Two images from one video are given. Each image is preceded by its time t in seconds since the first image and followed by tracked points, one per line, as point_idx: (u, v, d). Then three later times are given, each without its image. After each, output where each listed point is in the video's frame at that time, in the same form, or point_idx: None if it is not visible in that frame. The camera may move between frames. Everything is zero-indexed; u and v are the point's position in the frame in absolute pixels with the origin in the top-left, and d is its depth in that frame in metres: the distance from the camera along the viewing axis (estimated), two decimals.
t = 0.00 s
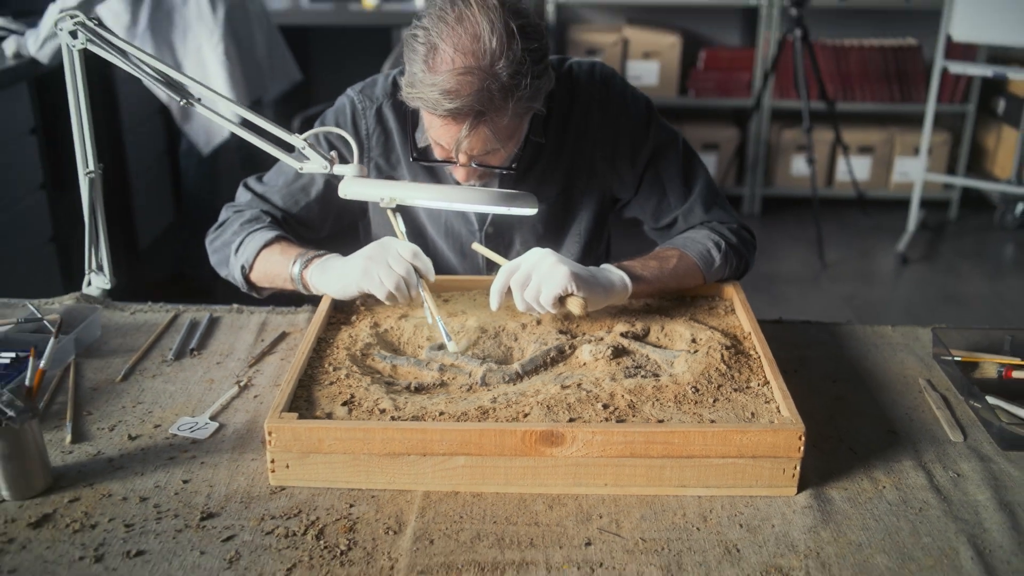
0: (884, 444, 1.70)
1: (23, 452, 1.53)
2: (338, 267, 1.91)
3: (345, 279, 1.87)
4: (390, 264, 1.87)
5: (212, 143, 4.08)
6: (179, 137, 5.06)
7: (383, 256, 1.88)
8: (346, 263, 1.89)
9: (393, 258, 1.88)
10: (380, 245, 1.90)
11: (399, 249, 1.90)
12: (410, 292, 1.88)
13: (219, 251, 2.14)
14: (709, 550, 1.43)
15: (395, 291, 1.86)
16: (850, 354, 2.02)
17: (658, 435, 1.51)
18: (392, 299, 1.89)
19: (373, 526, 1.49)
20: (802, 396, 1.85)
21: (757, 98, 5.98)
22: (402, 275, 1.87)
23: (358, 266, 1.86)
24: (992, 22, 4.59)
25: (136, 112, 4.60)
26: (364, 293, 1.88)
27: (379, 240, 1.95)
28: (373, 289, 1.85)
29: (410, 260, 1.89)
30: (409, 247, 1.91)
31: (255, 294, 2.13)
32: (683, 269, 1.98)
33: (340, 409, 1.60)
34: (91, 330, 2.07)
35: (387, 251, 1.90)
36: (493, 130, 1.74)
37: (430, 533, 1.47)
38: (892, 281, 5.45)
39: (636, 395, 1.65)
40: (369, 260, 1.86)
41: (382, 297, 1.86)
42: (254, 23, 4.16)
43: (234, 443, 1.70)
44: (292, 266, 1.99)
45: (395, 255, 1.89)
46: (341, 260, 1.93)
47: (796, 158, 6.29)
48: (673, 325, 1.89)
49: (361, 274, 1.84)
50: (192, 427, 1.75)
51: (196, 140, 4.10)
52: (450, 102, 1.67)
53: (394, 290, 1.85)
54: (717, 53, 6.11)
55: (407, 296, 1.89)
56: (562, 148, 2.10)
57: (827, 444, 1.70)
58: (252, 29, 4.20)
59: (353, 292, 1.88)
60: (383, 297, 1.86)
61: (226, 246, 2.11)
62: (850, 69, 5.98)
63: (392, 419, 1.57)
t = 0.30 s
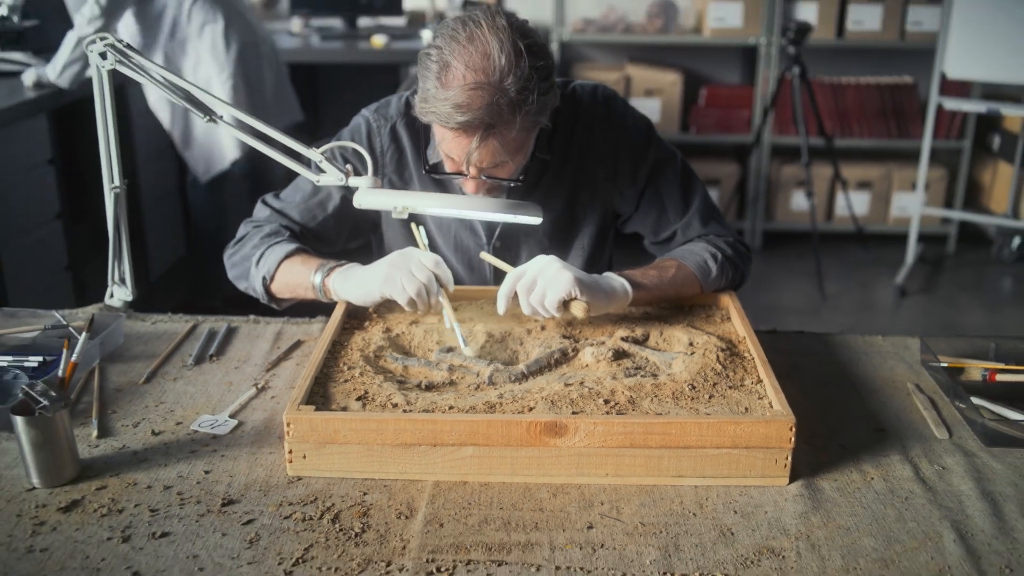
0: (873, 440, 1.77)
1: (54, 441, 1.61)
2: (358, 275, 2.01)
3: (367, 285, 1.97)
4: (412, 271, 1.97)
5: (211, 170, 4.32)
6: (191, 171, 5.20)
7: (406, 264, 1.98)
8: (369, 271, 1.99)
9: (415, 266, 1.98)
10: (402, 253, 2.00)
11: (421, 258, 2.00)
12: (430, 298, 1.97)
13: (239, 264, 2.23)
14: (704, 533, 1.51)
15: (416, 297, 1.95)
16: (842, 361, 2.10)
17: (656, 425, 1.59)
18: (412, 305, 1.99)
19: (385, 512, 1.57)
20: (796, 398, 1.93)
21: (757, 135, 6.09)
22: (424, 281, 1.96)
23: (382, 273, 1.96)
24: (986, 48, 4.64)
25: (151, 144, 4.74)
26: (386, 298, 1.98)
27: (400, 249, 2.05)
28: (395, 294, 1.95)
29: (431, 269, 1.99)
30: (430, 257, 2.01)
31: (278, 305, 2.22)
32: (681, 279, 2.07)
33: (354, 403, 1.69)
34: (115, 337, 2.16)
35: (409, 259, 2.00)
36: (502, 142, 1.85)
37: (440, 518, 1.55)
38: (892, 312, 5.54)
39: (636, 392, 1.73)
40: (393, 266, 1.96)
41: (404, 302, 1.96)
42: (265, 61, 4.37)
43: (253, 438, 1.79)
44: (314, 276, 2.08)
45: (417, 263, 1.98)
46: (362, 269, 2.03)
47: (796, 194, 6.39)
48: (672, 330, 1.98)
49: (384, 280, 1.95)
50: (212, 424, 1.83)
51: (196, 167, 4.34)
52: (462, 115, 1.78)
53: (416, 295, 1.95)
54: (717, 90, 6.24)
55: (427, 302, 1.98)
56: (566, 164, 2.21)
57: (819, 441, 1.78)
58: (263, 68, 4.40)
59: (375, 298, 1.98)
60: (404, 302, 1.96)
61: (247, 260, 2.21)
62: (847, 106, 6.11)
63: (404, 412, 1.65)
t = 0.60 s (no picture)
0: (867, 442, 1.84)
1: (82, 434, 1.69)
2: (372, 286, 2.10)
3: (383, 292, 2.06)
4: (424, 282, 2.05)
5: (223, 196, 4.49)
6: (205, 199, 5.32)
7: (419, 274, 2.06)
8: (383, 280, 2.08)
9: (426, 277, 2.06)
10: (415, 265, 2.09)
11: (433, 269, 2.08)
12: (439, 308, 2.06)
13: (257, 273, 2.32)
14: (703, 523, 1.57)
15: (426, 306, 2.04)
16: (839, 370, 2.17)
17: (657, 422, 1.66)
18: (423, 314, 2.07)
19: (397, 503, 1.64)
20: (793, 404, 2.00)
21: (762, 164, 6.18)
22: (434, 291, 2.05)
23: (395, 282, 2.05)
24: (988, 73, 4.72)
25: (169, 171, 4.86)
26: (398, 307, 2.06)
27: (414, 259, 2.14)
28: (407, 303, 2.03)
29: (442, 280, 2.07)
30: (442, 268, 2.09)
31: (291, 313, 2.30)
32: (682, 291, 2.15)
33: (368, 401, 1.76)
34: (138, 344, 2.25)
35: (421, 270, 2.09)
36: (513, 157, 1.94)
37: (450, 508, 1.62)
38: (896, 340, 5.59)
39: (638, 392, 1.80)
40: (406, 276, 2.04)
41: (414, 310, 2.04)
42: (281, 92, 4.52)
43: (271, 436, 1.86)
44: (329, 286, 2.17)
45: (429, 274, 2.07)
46: (377, 278, 2.12)
47: (801, 224, 6.41)
48: (674, 338, 2.05)
49: (396, 289, 2.03)
50: (232, 423, 1.91)
51: (208, 193, 4.51)
52: (476, 130, 1.87)
53: (426, 305, 2.03)
54: (723, 122, 6.34)
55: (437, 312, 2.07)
56: (573, 181, 2.30)
57: (815, 442, 1.84)
58: (279, 100, 4.54)
59: (387, 306, 2.06)
60: (415, 311, 2.04)
61: (264, 269, 2.30)
62: (851, 138, 6.20)
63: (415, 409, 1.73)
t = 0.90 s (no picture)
0: (861, 439, 1.92)
1: (112, 424, 1.79)
2: (389, 294, 2.20)
3: (397, 297, 2.16)
4: (438, 288, 2.15)
5: (241, 220, 4.62)
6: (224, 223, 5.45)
7: (433, 281, 2.16)
8: (399, 288, 2.18)
9: (441, 284, 2.16)
10: (429, 273, 2.19)
11: (446, 276, 2.19)
12: (454, 313, 2.16)
13: (279, 284, 2.43)
14: (700, 510, 1.65)
15: (441, 311, 2.13)
16: (836, 376, 2.25)
17: (657, 416, 1.75)
18: (437, 319, 2.17)
19: (410, 490, 1.73)
20: (790, 406, 2.08)
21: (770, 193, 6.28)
22: (448, 297, 2.14)
23: (411, 290, 2.14)
24: (994, 103, 4.80)
25: (190, 195, 5.00)
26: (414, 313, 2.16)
27: (428, 268, 2.24)
28: (423, 308, 2.13)
29: (455, 287, 2.17)
30: (455, 276, 2.19)
31: (313, 322, 2.41)
32: (683, 299, 2.24)
33: (383, 396, 1.86)
34: (163, 347, 2.36)
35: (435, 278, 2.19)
36: (521, 168, 2.04)
37: (460, 495, 1.71)
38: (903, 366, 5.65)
39: (639, 389, 1.89)
40: (422, 284, 2.14)
41: (430, 316, 2.14)
42: (302, 120, 4.67)
43: (290, 431, 1.96)
44: (348, 295, 2.27)
45: (443, 282, 2.17)
46: (393, 287, 2.22)
47: (809, 252, 6.49)
48: (676, 342, 2.14)
49: (412, 296, 2.13)
50: (253, 419, 2.01)
51: (227, 216, 4.65)
52: (485, 142, 1.98)
53: (441, 310, 2.13)
54: (732, 153, 6.46)
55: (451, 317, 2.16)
56: (580, 193, 2.41)
57: (810, 440, 1.92)
58: (298, 126, 4.68)
59: (403, 312, 2.16)
60: (431, 316, 2.14)
61: (286, 279, 2.41)
62: (857, 168, 6.30)
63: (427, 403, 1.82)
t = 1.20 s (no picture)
0: (855, 434, 1.99)
1: (137, 412, 1.87)
2: (400, 293, 2.28)
3: (408, 300, 2.24)
4: (446, 288, 2.23)
5: (262, 233, 4.74)
6: (240, 236, 5.56)
7: (441, 282, 2.24)
8: (409, 288, 2.27)
9: (448, 284, 2.24)
10: (438, 273, 2.27)
11: (454, 277, 2.27)
12: (461, 312, 2.23)
13: (295, 285, 2.52)
14: (698, 496, 1.73)
15: (449, 310, 2.21)
16: (833, 376, 2.32)
17: (658, 407, 1.82)
18: (446, 319, 2.25)
19: (420, 476, 1.81)
20: (788, 403, 2.15)
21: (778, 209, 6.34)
22: (455, 297, 2.22)
23: (420, 289, 2.23)
24: (999, 121, 4.87)
25: (207, 208, 5.11)
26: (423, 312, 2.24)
27: (437, 269, 2.32)
28: (431, 307, 2.21)
29: (462, 287, 2.25)
30: (462, 277, 2.27)
31: (327, 322, 2.49)
32: (685, 301, 2.32)
33: (395, 389, 1.94)
34: (184, 346, 2.45)
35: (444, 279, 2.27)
36: (529, 173, 2.13)
37: (468, 481, 1.78)
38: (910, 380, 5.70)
39: (642, 384, 1.97)
40: (430, 284, 2.23)
41: (438, 315, 2.21)
42: (319, 134, 4.78)
43: (306, 422, 2.04)
44: (360, 295, 2.36)
45: (451, 282, 2.25)
46: (404, 287, 2.31)
47: (816, 268, 6.56)
48: (678, 342, 2.22)
49: (421, 296, 2.21)
50: (270, 412, 2.09)
51: (247, 230, 4.77)
52: (495, 148, 2.07)
53: (449, 309, 2.21)
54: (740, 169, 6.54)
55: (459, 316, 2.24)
56: (586, 200, 2.49)
57: (806, 434, 1.99)
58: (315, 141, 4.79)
59: (413, 311, 2.24)
60: (439, 315, 2.21)
61: (301, 280, 2.50)
62: (864, 184, 6.36)
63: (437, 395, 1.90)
